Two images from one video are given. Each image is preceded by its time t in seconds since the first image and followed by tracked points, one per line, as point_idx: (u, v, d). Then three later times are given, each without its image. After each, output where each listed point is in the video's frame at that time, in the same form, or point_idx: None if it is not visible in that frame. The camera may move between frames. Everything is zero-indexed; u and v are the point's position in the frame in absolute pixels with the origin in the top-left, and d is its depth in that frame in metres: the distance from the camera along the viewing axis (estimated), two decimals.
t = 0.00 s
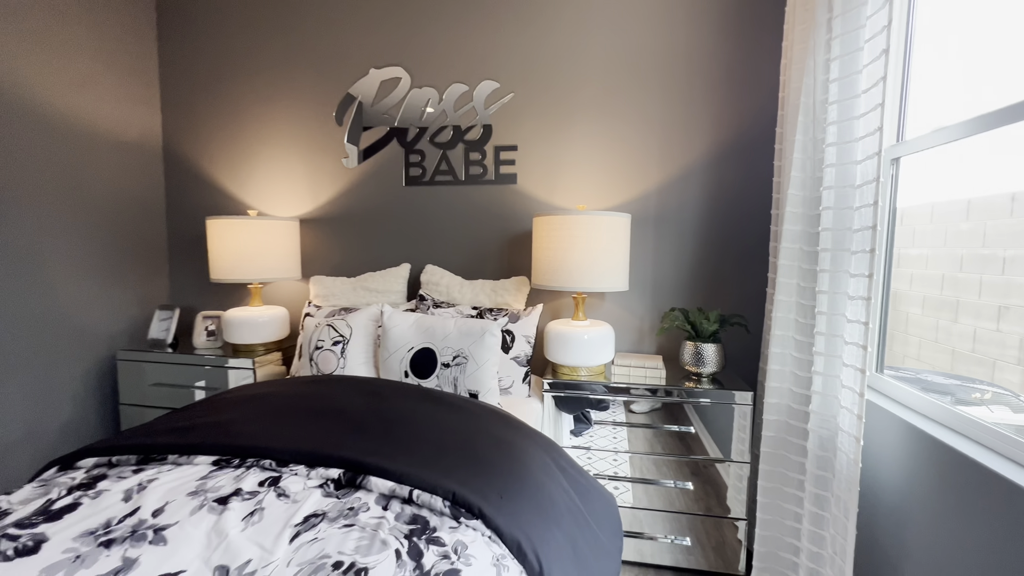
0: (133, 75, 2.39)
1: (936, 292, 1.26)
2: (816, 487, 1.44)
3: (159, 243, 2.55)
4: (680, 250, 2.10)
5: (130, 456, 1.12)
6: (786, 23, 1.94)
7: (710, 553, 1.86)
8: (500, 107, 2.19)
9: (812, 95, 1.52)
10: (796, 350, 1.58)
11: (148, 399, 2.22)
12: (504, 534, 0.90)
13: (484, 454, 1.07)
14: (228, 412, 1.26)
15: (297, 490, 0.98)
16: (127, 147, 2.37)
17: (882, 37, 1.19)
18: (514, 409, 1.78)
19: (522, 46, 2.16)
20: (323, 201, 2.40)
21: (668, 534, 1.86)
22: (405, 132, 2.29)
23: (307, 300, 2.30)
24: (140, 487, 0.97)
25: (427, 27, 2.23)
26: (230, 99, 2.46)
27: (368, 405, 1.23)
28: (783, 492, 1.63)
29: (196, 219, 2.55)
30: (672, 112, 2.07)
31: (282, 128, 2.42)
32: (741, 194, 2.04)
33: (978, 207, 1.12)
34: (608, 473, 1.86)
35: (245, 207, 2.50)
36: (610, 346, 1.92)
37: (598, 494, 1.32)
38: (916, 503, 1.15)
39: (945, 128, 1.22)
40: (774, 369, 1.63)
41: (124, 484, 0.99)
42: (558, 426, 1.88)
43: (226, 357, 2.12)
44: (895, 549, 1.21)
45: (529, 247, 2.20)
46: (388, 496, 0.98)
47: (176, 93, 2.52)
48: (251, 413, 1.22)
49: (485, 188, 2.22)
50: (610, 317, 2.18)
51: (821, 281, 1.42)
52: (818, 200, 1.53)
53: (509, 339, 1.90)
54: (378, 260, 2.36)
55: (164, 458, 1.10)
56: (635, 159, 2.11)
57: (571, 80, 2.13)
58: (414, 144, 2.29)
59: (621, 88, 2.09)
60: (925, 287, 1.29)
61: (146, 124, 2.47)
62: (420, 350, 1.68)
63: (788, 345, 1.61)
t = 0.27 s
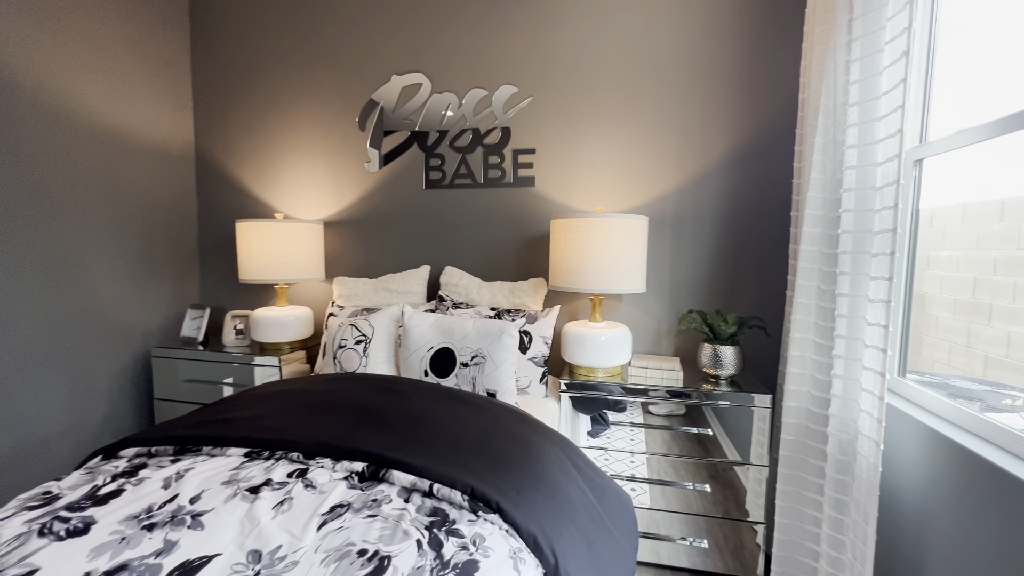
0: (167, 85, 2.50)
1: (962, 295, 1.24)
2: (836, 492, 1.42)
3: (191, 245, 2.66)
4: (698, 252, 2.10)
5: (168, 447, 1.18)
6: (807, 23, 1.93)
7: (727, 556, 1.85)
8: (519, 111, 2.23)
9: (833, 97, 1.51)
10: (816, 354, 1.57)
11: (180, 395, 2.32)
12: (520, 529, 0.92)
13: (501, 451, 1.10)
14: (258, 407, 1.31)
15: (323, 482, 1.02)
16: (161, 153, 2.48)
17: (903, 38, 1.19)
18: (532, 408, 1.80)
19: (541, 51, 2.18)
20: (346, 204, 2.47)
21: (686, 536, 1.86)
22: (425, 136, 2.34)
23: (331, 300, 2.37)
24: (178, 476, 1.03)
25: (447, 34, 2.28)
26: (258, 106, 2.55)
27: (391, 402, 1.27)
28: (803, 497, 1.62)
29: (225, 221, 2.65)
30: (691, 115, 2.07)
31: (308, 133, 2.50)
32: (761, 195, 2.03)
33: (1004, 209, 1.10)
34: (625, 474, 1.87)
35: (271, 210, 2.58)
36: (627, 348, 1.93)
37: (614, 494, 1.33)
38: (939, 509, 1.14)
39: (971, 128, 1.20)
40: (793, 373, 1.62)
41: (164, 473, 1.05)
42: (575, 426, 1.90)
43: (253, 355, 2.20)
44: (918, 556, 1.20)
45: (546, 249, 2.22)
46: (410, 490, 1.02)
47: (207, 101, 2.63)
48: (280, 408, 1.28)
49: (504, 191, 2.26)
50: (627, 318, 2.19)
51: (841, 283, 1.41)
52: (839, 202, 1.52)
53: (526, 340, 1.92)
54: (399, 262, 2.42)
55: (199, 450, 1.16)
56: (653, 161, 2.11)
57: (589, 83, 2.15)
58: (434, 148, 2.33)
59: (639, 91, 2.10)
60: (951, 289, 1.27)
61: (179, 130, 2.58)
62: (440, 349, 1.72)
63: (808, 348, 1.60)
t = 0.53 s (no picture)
0: (196, 90, 2.58)
1: (1002, 298, 1.19)
2: (866, 501, 1.38)
3: (217, 246, 2.72)
4: (721, 253, 2.06)
5: (193, 443, 1.21)
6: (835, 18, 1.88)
7: (751, 564, 1.81)
8: (538, 112, 2.22)
9: (863, 92, 1.46)
10: (844, 358, 1.52)
11: (206, 391, 2.37)
12: (539, 531, 0.92)
13: (519, 452, 1.09)
14: (280, 404, 1.34)
15: (343, 480, 1.04)
16: (190, 157, 2.55)
17: (939, 31, 1.15)
18: (550, 410, 1.79)
19: (561, 51, 2.18)
20: (366, 206, 2.50)
21: (707, 542, 1.82)
22: (445, 138, 2.36)
23: (351, 300, 2.40)
24: (203, 471, 1.05)
25: (467, 36, 2.29)
26: (282, 110, 2.61)
27: (409, 402, 1.28)
28: (830, 505, 1.57)
29: (250, 223, 2.71)
30: (713, 113, 2.03)
31: (330, 136, 2.54)
32: (786, 195, 1.98)
33: None
34: (644, 478, 1.85)
35: (294, 212, 2.63)
36: (647, 350, 1.90)
37: (634, 498, 1.31)
38: (977, 522, 1.09)
39: (1011, 124, 1.15)
40: (820, 377, 1.57)
41: (189, 468, 1.07)
42: (594, 428, 1.88)
43: (276, 353, 2.24)
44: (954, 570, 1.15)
45: (565, 250, 2.21)
46: (428, 489, 1.02)
47: (234, 106, 2.69)
48: (301, 406, 1.30)
49: (523, 191, 2.25)
50: (647, 320, 2.16)
51: (872, 285, 1.36)
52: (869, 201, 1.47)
53: (545, 341, 1.91)
54: (418, 263, 2.43)
55: (223, 446, 1.19)
56: (674, 160, 2.08)
57: (610, 82, 2.13)
58: (453, 149, 2.35)
59: (661, 90, 2.08)
60: (989, 292, 1.22)
61: (207, 134, 2.65)
62: (458, 350, 1.73)
63: (836, 351, 1.55)
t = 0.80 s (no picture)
0: (225, 94, 2.65)
1: None
2: (901, 509, 1.33)
3: (244, 246, 2.79)
4: (746, 253, 2.02)
5: (223, 437, 1.24)
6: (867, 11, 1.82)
7: (777, 571, 1.76)
8: (559, 111, 2.21)
9: (898, 86, 1.42)
10: (878, 360, 1.47)
11: (233, 388, 2.43)
12: (562, 530, 0.91)
13: (542, 451, 1.09)
14: (306, 400, 1.36)
15: (368, 475, 1.05)
16: (219, 159, 2.62)
17: (982, 20, 1.10)
18: (571, 410, 1.78)
19: (583, 50, 2.17)
20: (389, 206, 2.53)
21: (731, 547, 1.79)
22: (466, 138, 2.37)
23: (374, 300, 2.43)
24: (233, 463, 1.08)
25: (489, 36, 2.30)
26: (307, 112, 2.66)
27: (432, 399, 1.28)
28: (863, 512, 1.52)
29: (276, 223, 2.77)
30: (739, 111, 1.99)
31: (353, 138, 2.57)
32: (816, 193, 1.93)
33: None
34: (666, 481, 1.82)
35: (319, 212, 2.68)
36: (670, 351, 1.87)
37: (657, 499, 1.30)
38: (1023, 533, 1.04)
39: None
40: (852, 380, 1.53)
41: (220, 460, 1.10)
42: (615, 430, 1.86)
43: (300, 351, 2.28)
44: None
45: (587, 249, 2.20)
46: (451, 486, 1.02)
47: (261, 109, 2.76)
48: (326, 402, 1.32)
49: (544, 191, 2.25)
50: (670, 321, 2.13)
51: (907, 285, 1.32)
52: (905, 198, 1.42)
53: (566, 341, 1.90)
54: (440, 262, 2.45)
55: (252, 440, 1.21)
56: (699, 159, 2.05)
57: (632, 80, 2.11)
58: (475, 150, 2.35)
59: (685, 87, 2.05)
60: None
61: (235, 137, 2.72)
62: (479, 349, 1.73)
63: (869, 354, 1.50)
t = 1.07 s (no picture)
0: (253, 101, 2.73)
1: None
2: (928, 516, 1.30)
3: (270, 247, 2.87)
4: (768, 255, 2.00)
5: (253, 431, 1.29)
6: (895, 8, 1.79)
7: None
8: (579, 114, 2.22)
9: (926, 85, 1.39)
10: (904, 364, 1.45)
11: (260, 385, 2.51)
12: (581, 528, 0.92)
13: (561, 450, 1.11)
14: (332, 397, 1.40)
15: (391, 470, 1.08)
16: (247, 164, 2.71)
17: (1013, 18, 1.08)
18: (589, 411, 1.79)
19: (602, 52, 2.17)
20: (410, 208, 2.57)
21: (751, 552, 1.77)
22: (486, 141, 2.40)
23: (395, 300, 2.48)
24: (263, 457, 1.13)
25: (509, 40, 2.33)
26: (332, 117, 2.72)
27: (453, 398, 1.31)
28: (889, 520, 1.49)
29: (301, 225, 2.84)
30: (761, 111, 1.97)
31: (376, 142, 2.63)
32: (840, 194, 1.90)
33: None
34: (686, 483, 1.82)
35: (342, 215, 2.75)
36: (690, 353, 1.86)
37: (676, 501, 1.30)
38: None
39: None
40: (877, 385, 1.50)
41: (251, 454, 1.15)
42: (634, 431, 1.86)
43: (324, 350, 2.35)
44: None
45: (606, 251, 2.20)
46: (472, 483, 1.05)
47: (287, 115, 2.84)
48: (351, 400, 1.36)
49: (563, 193, 2.26)
50: (690, 323, 2.12)
51: (935, 289, 1.29)
52: (932, 199, 1.40)
53: (584, 342, 1.91)
54: (460, 263, 2.48)
55: (281, 435, 1.26)
56: (719, 160, 2.04)
57: (653, 82, 2.11)
58: (494, 152, 2.38)
59: (705, 88, 2.04)
60: None
61: (263, 142, 2.81)
62: (499, 349, 1.75)
63: (895, 358, 1.47)
